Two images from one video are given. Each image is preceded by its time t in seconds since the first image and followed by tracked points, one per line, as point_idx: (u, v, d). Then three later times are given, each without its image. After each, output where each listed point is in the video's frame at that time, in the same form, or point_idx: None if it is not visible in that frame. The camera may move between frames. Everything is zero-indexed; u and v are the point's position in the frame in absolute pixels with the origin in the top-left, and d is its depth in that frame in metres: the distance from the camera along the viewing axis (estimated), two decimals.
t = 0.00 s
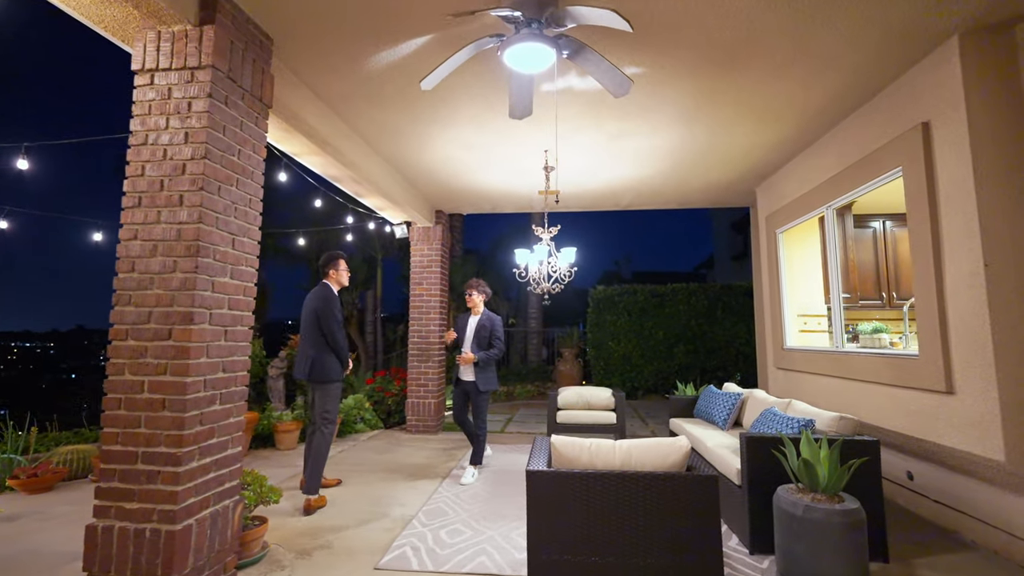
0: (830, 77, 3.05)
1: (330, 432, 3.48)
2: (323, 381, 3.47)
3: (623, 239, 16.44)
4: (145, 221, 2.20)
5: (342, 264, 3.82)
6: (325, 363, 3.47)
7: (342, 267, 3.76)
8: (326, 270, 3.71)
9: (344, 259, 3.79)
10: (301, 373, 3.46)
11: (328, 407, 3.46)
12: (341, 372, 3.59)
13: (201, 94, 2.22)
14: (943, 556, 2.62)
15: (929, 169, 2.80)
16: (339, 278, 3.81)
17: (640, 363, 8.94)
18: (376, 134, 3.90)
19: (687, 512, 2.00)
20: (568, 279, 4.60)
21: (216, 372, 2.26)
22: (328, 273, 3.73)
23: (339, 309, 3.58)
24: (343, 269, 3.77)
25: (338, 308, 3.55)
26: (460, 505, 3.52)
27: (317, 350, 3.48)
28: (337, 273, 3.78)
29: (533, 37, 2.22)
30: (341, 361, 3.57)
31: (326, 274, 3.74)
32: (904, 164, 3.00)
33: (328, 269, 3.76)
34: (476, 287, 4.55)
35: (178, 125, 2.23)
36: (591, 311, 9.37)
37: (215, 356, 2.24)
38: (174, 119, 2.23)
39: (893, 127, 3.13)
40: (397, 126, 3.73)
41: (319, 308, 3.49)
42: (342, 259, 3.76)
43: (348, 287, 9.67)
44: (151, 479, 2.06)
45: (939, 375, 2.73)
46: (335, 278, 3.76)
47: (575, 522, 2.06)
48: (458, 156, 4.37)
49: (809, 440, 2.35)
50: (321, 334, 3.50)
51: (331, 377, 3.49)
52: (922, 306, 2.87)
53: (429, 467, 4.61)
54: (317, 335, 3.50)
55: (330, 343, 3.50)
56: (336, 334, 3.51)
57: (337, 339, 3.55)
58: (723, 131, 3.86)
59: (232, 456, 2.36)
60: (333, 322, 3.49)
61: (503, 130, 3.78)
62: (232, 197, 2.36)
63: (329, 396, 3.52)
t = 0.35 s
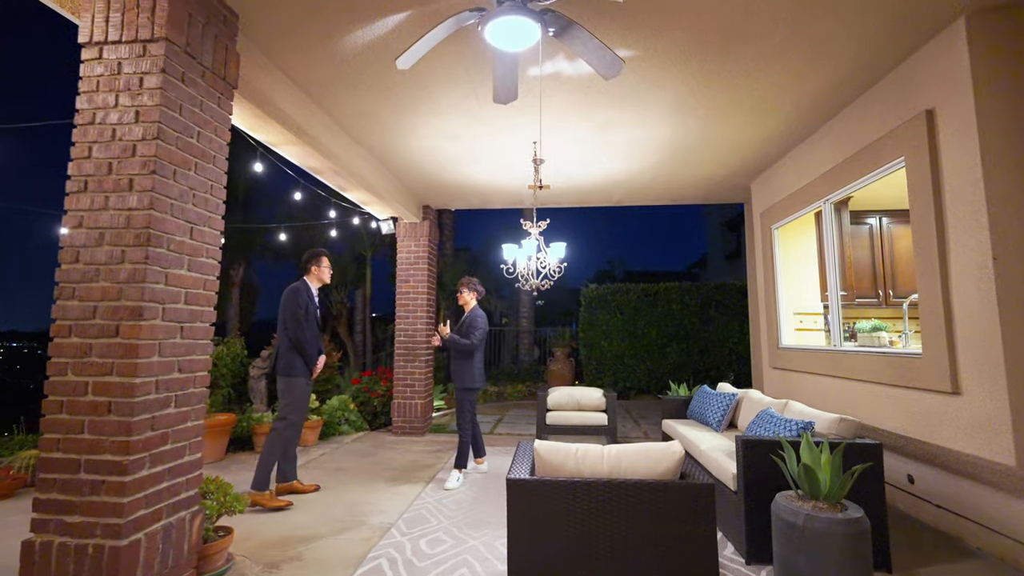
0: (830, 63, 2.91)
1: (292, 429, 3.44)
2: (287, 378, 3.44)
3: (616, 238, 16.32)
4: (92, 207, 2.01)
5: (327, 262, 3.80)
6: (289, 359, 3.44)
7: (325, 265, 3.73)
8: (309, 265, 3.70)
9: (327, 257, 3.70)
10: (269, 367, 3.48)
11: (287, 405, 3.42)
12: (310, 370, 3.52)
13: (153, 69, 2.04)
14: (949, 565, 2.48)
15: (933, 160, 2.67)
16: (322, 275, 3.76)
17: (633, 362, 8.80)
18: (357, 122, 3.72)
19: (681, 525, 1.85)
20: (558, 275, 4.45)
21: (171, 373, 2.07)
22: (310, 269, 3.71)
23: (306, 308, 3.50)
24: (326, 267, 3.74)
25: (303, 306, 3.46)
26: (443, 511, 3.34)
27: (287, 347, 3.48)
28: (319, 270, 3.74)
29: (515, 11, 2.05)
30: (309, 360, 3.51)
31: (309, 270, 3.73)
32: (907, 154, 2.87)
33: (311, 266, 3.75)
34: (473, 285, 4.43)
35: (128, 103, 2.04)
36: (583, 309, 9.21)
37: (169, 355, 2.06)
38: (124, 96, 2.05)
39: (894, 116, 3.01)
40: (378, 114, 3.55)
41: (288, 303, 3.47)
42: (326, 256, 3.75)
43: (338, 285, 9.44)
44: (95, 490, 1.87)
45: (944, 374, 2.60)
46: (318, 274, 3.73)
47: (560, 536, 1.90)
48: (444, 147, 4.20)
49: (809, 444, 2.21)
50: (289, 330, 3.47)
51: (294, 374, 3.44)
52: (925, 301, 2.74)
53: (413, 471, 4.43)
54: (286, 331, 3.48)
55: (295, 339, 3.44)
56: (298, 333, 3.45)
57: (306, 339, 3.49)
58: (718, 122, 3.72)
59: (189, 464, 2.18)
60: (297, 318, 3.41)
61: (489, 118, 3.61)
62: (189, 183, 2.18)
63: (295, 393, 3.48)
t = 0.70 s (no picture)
0: (840, 47, 2.75)
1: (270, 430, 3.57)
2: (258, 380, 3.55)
3: (615, 237, 16.15)
4: (38, 195, 1.84)
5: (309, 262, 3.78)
6: (258, 362, 3.55)
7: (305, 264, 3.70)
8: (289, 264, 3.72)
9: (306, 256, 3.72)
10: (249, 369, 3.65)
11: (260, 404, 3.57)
12: (282, 373, 3.59)
13: (106, 45, 1.86)
14: None
15: (952, 148, 2.50)
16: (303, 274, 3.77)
17: (632, 363, 8.63)
18: (342, 112, 3.55)
19: (683, 547, 1.67)
20: (553, 273, 4.29)
21: (126, 377, 1.90)
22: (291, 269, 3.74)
23: (272, 310, 3.53)
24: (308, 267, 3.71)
25: (266, 309, 3.51)
26: (431, 522, 3.17)
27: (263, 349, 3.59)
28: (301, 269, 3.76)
29: None
30: (280, 363, 3.57)
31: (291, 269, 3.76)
32: (923, 143, 2.70)
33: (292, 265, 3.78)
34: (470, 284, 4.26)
35: (78, 82, 1.86)
36: (581, 309, 9.03)
37: (124, 358, 1.89)
38: (74, 74, 1.87)
39: (909, 103, 2.85)
40: (364, 102, 3.38)
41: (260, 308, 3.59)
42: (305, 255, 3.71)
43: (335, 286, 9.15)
44: (37, 505, 1.70)
45: (964, 377, 2.43)
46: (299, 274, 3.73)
47: (550, 559, 1.72)
48: (434, 140, 4.03)
49: (820, 454, 2.04)
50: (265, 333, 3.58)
51: (263, 376, 3.55)
52: (942, 300, 2.57)
53: (403, 476, 4.26)
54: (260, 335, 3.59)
55: (265, 343, 3.53)
56: (264, 337, 3.52)
57: (274, 342, 3.52)
58: (721, 113, 3.55)
59: (150, 475, 2.01)
60: (263, 323, 3.50)
61: (480, 107, 3.43)
62: (149, 171, 2.01)
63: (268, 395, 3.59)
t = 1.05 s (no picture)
0: (859, 27, 2.57)
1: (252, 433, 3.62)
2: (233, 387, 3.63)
3: (614, 237, 15.98)
4: None
5: (285, 263, 3.80)
6: (232, 369, 3.63)
7: (279, 265, 3.73)
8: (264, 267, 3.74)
9: (282, 258, 3.77)
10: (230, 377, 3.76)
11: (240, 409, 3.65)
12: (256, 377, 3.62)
13: (59, 15, 1.69)
14: None
15: (980, 134, 2.33)
16: (279, 276, 3.78)
17: (633, 364, 8.46)
18: (331, 101, 3.38)
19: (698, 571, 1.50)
20: (552, 270, 4.13)
21: (82, 382, 1.73)
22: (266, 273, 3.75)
23: (241, 317, 3.57)
24: (281, 268, 3.74)
25: (235, 315, 3.55)
26: (424, 533, 3.00)
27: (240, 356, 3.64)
28: (276, 272, 3.78)
29: None
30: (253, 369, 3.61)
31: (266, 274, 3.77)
32: (948, 130, 2.53)
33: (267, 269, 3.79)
34: (467, 283, 4.08)
35: (27, 56, 1.69)
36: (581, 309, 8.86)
37: (79, 360, 1.72)
38: (23, 48, 1.70)
39: (934, 86, 2.67)
40: (353, 90, 3.21)
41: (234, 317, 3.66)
42: (280, 257, 3.75)
43: (328, 283, 9.17)
44: None
45: (994, 381, 2.26)
46: (274, 276, 3.74)
47: None
48: (428, 131, 3.86)
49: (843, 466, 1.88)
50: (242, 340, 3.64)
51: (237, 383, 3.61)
52: (971, 296, 2.40)
53: (396, 482, 4.09)
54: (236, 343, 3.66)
55: (237, 350, 3.58)
56: (236, 345, 3.58)
57: (245, 348, 3.56)
58: (728, 101, 3.38)
59: (111, 489, 1.84)
60: (232, 330, 3.56)
61: (475, 95, 3.26)
62: (110, 156, 1.84)
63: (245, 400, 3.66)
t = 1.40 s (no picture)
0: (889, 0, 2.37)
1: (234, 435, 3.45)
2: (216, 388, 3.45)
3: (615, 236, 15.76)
4: None
5: (269, 261, 3.66)
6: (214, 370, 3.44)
7: (263, 263, 3.59)
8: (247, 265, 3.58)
9: (266, 255, 3.62)
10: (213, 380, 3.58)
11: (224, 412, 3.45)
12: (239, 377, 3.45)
13: None
14: None
15: None
16: (261, 274, 3.63)
17: (635, 364, 8.25)
18: (320, 87, 3.18)
19: None
20: (553, 266, 3.93)
21: (22, 390, 1.52)
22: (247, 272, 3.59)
23: (222, 315, 3.41)
24: (265, 266, 3.61)
25: (217, 313, 3.40)
26: (419, 548, 2.79)
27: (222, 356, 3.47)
28: (259, 269, 3.62)
29: None
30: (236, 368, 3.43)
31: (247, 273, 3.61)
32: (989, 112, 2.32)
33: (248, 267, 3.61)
34: (464, 281, 3.87)
35: None
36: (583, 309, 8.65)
37: (18, 365, 1.51)
38: None
39: (973, 64, 2.46)
40: (343, 74, 3.00)
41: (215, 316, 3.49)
42: (264, 255, 3.61)
43: (326, 283, 9.01)
44: None
45: None
46: (256, 275, 3.60)
47: None
48: (423, 120, 3.65)
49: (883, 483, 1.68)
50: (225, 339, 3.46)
51: (219, 383, 3.42)
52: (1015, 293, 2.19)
53: (390, 490, 3.89)
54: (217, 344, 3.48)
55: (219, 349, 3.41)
56: (218, 344, 3.41)
57: (227, 347, 3.39)
58: (743, 86, 3.17)
59: (61, 510, 1.63)
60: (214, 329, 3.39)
61: (473, 79, 3.05)
62: (58, 134, 1.63)
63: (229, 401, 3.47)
